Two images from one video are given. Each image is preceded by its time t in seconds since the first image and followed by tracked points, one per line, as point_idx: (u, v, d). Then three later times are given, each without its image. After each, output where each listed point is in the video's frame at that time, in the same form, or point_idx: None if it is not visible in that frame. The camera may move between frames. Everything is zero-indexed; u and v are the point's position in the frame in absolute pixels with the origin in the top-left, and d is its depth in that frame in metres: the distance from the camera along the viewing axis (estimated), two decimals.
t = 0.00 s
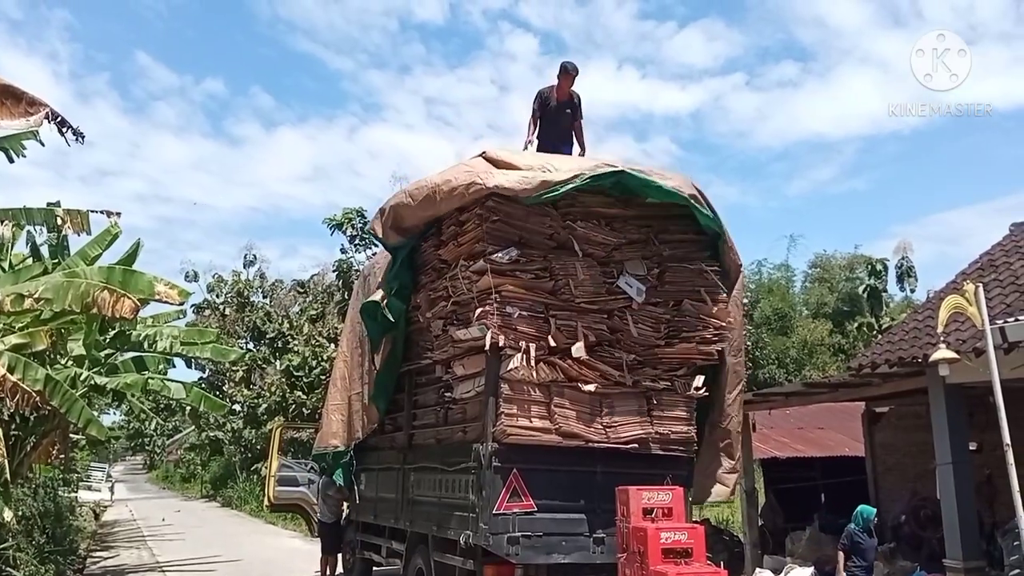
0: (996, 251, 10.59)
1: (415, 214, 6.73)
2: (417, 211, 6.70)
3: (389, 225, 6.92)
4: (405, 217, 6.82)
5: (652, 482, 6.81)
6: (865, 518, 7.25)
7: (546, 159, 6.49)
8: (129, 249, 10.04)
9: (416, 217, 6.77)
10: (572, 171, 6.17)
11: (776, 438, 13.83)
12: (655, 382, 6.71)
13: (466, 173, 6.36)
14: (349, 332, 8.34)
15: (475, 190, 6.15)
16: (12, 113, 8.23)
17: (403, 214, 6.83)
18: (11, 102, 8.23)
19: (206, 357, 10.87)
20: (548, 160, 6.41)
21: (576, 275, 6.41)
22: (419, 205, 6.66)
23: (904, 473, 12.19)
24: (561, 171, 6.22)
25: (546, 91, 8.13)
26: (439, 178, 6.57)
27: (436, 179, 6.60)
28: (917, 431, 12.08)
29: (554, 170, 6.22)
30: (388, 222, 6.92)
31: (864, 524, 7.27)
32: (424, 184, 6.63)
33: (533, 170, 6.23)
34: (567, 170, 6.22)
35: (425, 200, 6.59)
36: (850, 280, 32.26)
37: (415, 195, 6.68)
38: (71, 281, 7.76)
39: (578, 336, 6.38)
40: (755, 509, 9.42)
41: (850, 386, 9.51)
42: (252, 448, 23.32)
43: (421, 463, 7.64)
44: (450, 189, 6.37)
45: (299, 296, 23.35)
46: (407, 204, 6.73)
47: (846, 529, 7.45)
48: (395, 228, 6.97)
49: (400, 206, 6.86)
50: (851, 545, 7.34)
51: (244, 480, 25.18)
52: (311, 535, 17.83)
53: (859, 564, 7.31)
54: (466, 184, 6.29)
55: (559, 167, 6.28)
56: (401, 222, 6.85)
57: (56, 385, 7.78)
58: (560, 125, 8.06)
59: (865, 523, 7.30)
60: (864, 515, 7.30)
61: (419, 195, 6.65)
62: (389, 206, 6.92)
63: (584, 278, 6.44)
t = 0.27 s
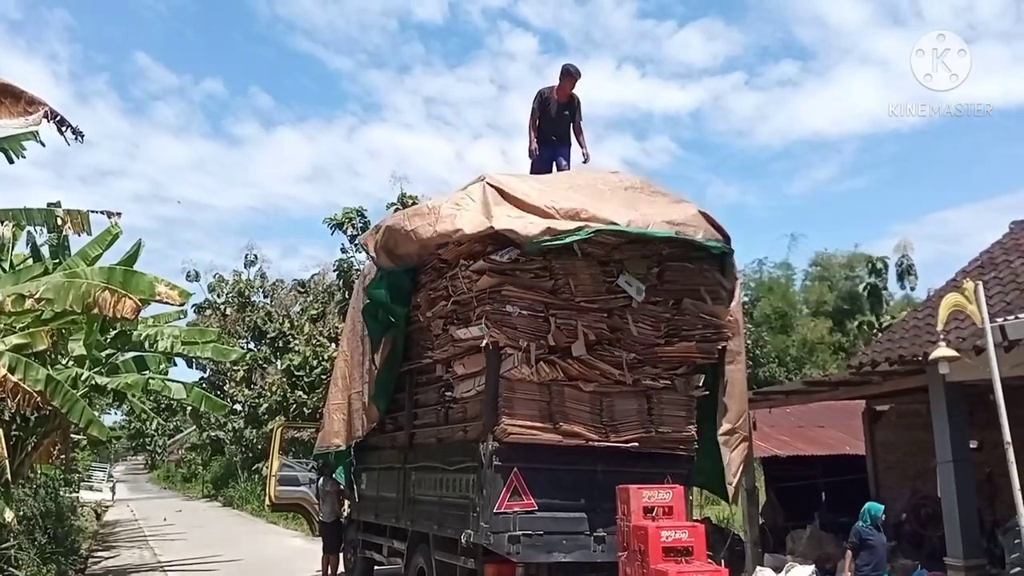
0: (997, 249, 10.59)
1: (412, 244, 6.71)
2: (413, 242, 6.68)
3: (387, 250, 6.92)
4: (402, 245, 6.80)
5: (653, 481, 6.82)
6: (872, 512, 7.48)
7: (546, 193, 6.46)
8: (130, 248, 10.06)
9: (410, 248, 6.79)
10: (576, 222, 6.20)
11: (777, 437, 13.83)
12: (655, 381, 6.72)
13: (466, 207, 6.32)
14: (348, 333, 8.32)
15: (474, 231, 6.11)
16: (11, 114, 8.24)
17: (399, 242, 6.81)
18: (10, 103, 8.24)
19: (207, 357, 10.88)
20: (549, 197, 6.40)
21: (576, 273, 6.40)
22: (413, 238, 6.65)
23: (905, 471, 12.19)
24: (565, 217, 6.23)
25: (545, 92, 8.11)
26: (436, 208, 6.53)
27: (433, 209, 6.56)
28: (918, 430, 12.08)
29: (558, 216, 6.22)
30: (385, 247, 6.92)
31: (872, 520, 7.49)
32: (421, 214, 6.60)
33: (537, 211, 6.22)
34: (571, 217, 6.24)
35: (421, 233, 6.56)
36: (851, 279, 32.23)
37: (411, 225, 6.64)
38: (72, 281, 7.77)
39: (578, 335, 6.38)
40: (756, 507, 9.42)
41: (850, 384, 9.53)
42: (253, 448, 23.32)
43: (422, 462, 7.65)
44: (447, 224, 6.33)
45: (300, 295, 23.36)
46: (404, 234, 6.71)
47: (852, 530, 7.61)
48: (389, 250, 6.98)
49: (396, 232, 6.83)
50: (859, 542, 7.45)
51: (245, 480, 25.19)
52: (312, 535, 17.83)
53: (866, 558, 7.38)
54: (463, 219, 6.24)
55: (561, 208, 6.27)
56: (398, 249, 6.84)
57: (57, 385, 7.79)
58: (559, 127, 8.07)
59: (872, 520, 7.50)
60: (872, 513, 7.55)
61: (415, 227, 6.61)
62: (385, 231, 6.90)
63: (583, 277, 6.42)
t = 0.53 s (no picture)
0: (998, 249, 10.60)
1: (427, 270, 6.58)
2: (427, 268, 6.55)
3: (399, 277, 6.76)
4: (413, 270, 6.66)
5: (655, 481, 6.82)
6: (888, 517, 7.32)
7: (544, 206, 6.43)
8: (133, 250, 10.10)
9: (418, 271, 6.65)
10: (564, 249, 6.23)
11: (779, 437, 13.82)
12: (657, 382, 6.71)
13: (473, 226, 6.25)
14: (353, 333, 8.36)
15: (487, 254, 6.07)
16: (13, 119, 8.28)
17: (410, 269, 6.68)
18: (12, 108, 8.28)
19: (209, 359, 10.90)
20: (545, 212, 6.37)
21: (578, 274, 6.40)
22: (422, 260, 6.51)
23: (907, 471, 12.19)
24: (555, 242, 6.25)
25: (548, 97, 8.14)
26: (445, 231, 6.43)
27: (441, 232, 6.45)
28: (920, 430, 12.08)
29: (549, 241, 6.23)
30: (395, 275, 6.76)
31: (888, 524, 7.34)
32: (432, 238, 6.47)
33: (530, 232, 6.22)
34: (561, 242, 6.26)
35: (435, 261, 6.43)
36: (853, 279, 32.19)
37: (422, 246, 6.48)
38: (74, 284, 7.78)
39: (580, 336, 6.39)
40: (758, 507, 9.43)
41: (852, 385, 9.54)
42: (255, 449, 23.35)
43: (424, 463, 7.66)
44: (465, 249, 6.25)
45: (301, 297, 23.40)
46: (416, 260, 6.57)
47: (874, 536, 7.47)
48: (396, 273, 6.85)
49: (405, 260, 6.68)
50: (880, 549, 7.32)
51: (247, 481, 25.19)
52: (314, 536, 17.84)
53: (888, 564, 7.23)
54: (476, 241, 6.18)
55: (554, 229, 6.29)
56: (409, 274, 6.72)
57: (60, 387, 7.82)
58: (561, 134, 8.09)
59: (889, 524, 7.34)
60: (889, 517, 7.37)
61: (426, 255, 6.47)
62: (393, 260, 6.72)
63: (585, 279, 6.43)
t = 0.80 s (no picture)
0: (998, 253, 10.60)
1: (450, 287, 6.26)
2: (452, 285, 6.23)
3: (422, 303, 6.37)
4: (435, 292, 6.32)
5: (655, 486, 6.81)
6: (909, 525, 7.64)
7: (543, 211, 6.41)
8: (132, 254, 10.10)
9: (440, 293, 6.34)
10: (558, 259, 6.26)
11: (779, 441, 13.79)
12: (658, 386, 6.66)
13: (479, 234, 6.24)
14: (352, 338, 8.35)
15: (492, 256, 6.07)
16: (13, 123, 8.27)
17: (431, 292, 6.33)
18: (12, 112, 8.28)
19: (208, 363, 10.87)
20: (544, 217, 6.36)
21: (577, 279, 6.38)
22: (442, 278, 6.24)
23: (907, 476, 12.18)
24: (550, 249, 6.27)
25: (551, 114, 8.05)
26: (460, 244, 6.27)
27: (456, 246, 6.26)
28: (920, 435, 12.07)
29: (544, 248, 6.25)
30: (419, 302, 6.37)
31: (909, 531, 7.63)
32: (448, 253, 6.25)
33: (528, 239, 6.21)
34: (556, 250, 6.28)
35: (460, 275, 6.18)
36: (853, 283, 32.18)
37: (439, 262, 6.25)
38: (74, 287, 7.78)
39: (580, 340, 6.35)
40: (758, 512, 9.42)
41: (852, 389, 9.53)
42: (253, 453, 23.32)
43: (424, 467, 7.65)
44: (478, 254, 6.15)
45: (301, 300, 23.40)
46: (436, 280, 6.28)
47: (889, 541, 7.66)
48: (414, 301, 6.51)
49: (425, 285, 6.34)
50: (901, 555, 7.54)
51: (245, 485, 25.14)
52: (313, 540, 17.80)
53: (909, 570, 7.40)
54: (485, 248, 6.16)
55: (550, 236, 6.28)
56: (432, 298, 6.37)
57: (59, 390, 7.81)
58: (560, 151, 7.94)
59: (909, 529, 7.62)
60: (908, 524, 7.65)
61: (450, 271, 6.18)
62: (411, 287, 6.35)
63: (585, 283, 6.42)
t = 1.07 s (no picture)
0: (999, 256, 10.60)
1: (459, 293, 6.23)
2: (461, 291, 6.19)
3: (431, 311, 6.33)
4: (443, 299, 6.28)
5: (655, 489, 6.80)
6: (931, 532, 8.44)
7: (543, 214, 6.41)
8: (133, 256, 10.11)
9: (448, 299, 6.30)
10: (557, 262, 6.27)
11: (780, 444, 13.78)
12: (658, 388, 6.65)
13: (480, 238, 6.23)
14: (352, 341, 8.33)
15: (493, 260, 6.08)
16: (13, 125, 8.26)
17: (439, 300, 6.29)
18: (13, 114, 8.26)
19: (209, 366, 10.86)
20: (544, 221, 6.37)
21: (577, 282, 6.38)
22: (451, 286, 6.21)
23: (908, 479, 12.16)
24: (549, 253, 6.28)
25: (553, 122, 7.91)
26: (464, 248, 6.23)
27: (461, 251, 6.23)
28: (921, 437, 12.06)
29: (543, 252, 6.26)
30: (428, 310, 6.33)
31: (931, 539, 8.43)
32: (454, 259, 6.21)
33: (527, 242, 6.23)
34: (555, 254, 6.29)
35: (467, 280, 6.15)
36: (853, 285, 32.18)
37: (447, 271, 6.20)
38: (74, 290, 7.77)
39: (581, 343, 6.34)
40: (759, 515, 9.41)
41: (853, 392, 9.53)
42: (254, 456, 23.31)
43: (424, 470, 7.64)
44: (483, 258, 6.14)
45: (301, 303, 23.41)
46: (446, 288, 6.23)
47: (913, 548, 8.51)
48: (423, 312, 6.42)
49: (433, 293, 6.31)
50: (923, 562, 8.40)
51: (246, 488, 25.12)
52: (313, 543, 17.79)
53: (931, 573, 8.33)
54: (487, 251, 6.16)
55: (549, 240, 6.31)
56: (440, 305, 6.33)
57: (60, 393, 7.81)
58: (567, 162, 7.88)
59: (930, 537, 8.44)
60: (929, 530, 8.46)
61: (457, 277, 6.16)
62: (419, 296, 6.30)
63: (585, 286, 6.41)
